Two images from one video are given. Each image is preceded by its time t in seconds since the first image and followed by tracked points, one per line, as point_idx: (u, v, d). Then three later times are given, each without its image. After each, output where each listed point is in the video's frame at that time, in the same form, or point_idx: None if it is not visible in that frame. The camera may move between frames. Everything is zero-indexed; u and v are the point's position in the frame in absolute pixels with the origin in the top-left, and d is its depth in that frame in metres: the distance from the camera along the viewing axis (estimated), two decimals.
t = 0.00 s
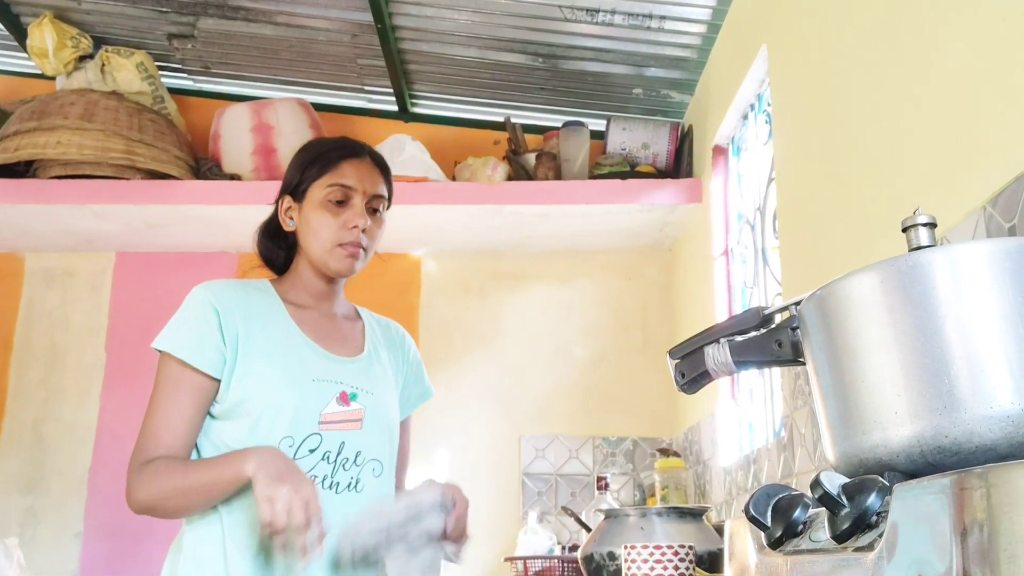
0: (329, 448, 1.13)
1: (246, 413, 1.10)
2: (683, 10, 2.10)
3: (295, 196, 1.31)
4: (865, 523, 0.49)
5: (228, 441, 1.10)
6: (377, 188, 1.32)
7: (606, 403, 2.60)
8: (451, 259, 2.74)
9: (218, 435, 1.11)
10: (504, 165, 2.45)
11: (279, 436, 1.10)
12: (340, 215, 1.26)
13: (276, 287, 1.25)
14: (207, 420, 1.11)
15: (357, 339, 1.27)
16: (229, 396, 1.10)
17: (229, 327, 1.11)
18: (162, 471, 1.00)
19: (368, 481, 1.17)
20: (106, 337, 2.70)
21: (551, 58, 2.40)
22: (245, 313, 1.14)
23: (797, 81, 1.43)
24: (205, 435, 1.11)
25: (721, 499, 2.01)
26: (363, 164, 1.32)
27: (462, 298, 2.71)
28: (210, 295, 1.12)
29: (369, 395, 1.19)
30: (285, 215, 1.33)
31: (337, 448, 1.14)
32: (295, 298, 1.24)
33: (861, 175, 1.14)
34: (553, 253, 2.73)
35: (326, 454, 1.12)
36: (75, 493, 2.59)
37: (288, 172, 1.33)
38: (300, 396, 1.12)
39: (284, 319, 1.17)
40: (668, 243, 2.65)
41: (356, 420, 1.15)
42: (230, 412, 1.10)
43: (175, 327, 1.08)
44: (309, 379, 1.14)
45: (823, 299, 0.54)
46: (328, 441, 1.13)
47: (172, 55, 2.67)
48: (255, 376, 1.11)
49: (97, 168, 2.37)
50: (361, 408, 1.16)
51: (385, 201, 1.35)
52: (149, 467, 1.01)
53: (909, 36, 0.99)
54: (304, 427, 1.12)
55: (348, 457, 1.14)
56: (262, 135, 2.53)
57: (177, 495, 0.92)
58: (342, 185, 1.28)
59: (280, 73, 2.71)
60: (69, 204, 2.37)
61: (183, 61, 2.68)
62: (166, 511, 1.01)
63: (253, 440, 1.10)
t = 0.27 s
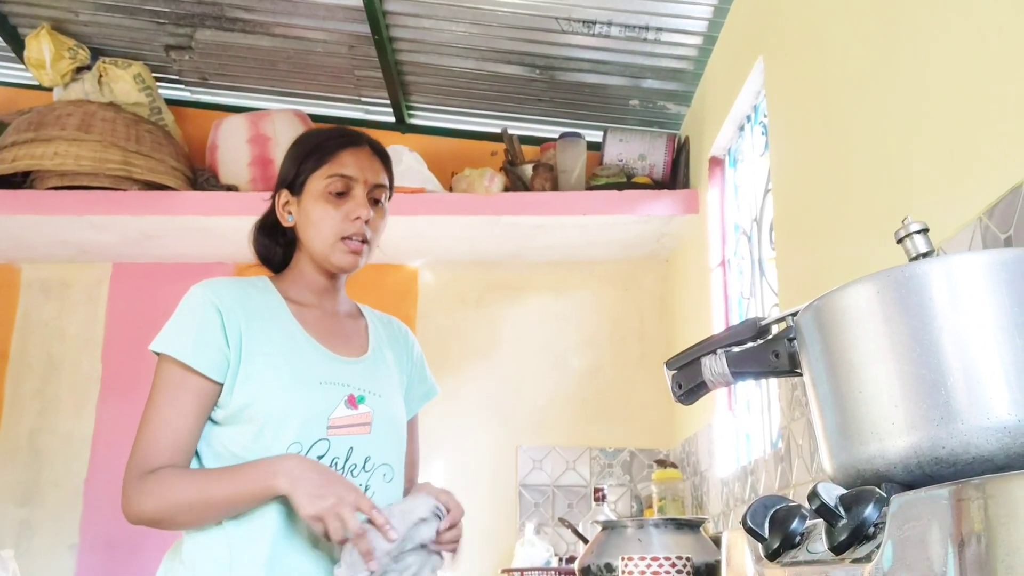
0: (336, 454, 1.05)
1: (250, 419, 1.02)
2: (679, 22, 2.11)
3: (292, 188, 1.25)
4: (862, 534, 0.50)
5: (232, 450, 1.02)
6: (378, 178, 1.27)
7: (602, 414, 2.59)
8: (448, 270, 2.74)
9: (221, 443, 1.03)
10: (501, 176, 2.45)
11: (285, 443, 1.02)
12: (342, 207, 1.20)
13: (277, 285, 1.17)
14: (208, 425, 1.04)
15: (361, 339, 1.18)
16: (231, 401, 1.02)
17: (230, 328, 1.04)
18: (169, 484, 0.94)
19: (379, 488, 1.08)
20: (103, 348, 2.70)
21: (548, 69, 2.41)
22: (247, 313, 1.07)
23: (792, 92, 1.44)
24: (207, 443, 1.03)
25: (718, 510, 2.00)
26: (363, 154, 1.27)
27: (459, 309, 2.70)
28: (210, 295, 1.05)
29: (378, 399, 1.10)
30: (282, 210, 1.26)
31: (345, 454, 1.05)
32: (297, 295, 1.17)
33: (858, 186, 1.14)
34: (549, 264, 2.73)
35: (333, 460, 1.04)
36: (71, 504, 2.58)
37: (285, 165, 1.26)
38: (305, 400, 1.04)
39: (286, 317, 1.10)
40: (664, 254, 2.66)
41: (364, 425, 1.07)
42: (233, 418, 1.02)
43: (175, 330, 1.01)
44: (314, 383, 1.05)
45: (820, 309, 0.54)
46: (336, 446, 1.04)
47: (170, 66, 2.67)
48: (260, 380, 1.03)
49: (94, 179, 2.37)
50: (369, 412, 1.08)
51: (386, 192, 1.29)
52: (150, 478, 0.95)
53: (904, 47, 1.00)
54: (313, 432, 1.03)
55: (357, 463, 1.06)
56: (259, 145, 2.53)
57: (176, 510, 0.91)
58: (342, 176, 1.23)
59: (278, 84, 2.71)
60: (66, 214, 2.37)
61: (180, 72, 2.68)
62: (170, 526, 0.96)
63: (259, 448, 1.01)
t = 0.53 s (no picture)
0: (349, 460, 1.04)
1: (254, 423, 1.00)
2: (677, 41, 2.12)
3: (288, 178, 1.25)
4: (863, 554, 0.49)
5: (233, 454, 0.99)
6: (375, 167, 1.27)
7: (602, 433, 2.59)
8: (447, 289, 2.74)
9: (219, 447, 1.00)
10: (500, 196, 2.46)
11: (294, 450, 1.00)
12: (342, 197, 1.20)
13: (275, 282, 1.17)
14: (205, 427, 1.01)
15: (362, 340, 1.18)
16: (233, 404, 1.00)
17: (232, 330, 1.01)
18: (169, 489, 0.90)
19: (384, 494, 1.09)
20: (101, 367, 2.69)
21: (547, 88, 2.42)
22: (248, 313, 1.04)
23: (790, 111, 1.45)
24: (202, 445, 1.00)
25: (718, 529, 1.99)
26: (360, 139, 1.28)
27: (458, 327, 2.70)
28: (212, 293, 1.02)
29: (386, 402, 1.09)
30: (278, 202, 1.26)
31: (358, 461, 1.04)
32: (295, 291, 1.17)
33: (856, 205, 1.15)
34: (548, 283, 2.73)
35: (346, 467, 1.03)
36: (68, 524, 2.56)
37: (279, 156, 1.27)
38: (314, 403, 1.02)
39: (290, 319, 1.08)
40: (663, 272, 2.66)
41: (375, 429, 1.06)
42: (235, 423, 1.00)
43: (174, 329, 0.97)
44: (322, 385, 1.03)
45: (819, 327, 0.54)
46: (349, 451, 1.03)
47: (170, 85, 2.69)
48: (264, 383, 1.00)
49: (94, 198, 2.38)
50: (379, 416, 1.07)
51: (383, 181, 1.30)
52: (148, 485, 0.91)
53: (902, 67, 1.01)
54: (323, 438, 1.01)
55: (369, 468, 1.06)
56: (259, 164, 2.54)
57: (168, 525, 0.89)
58: (341, 162, 1.24)
59: (277, 104, 2.72)
60: (65, 233, 2.37)
61: (180, 91, 2.70)
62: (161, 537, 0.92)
63: (266, 454, 0.99)
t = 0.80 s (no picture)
0: (348, 463, 1.03)
1: (247, 423, 0.99)
2: (682, 49, 2.12)
3: (284, 163, 1.25)
4: (869, 562, 0.48)
5: (224, 455, 0.98)
6: (372, 150, 1.28)
7: (607, 441, 2.58)
8: (452, 296, 2.74)
9: (210, 448, 0.99)
10: (505, 203, 2.45)
11: (288, 450, 0.99)
12: (339, 184, 1.20)
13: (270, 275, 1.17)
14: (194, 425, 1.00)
15: (360, 340, 1.18)
16: (224, 404, 0.99)
17: (225, 327, 1.00)
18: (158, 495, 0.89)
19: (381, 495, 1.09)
20: (107, 374, 2.70)
21: (552, 96, 2.43)
22: (242, 309, 1.03)
23: (795, 118, 1.45)
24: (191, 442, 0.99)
25: (724, 538, 1.99)
26: (358, 124, 1.29)
27: (463, 335, 2.70)
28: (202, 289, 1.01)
29: (384, 403, 1.09)
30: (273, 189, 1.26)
31: (356, 463, 1.04)
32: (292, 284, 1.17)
33: (861, 212, 1.14)
34: (553, 290, 2.73)
35: (344, 468, 1.03)
36: (74, 531, 2.57)
37: (274, 143, 1.27)
38: (311, 402, 1.01)
39: (287, 317, 1.07)
40: (668, 279, 2.66)
41: (372, 431, 1.05)
42: (226, 423, 0.98)
43: (162, 325, 0.95)
44: (319, 383, 1.03)
45: (824, 334, 0.54)
46: (348, 453, 1.03)
47: (176, 93, 2.70)
48: (259, 383, 0.99)
49: (100, 206, 2.39)
50: (376, 417, 1.06)
51: (381, 164, 1.30)
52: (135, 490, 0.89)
53: (907, 73, 1.01)
54: (321, 439, 1.01)
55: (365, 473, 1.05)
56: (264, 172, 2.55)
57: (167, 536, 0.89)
58: (338, 146, 1.24)
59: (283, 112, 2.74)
60: (71, 240, 2.38)
61: (186, 99, 2.71)
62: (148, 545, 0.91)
63: (258, 454, 0.98)
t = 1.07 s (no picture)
0: (346, 459, 1.03)
1: (246, 416, 0.98)
2: (682, 50, 2.13)
3: (288, 150, 1.25)
4: (869, 563, 0.49)
5: (221, 449, 0.97)
6: (377, 138, 1.28)
7: (607, 442, 2.58)
8: (452, 297, 2.74)
9: (209, 442, 0.98)
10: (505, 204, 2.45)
11: (288, 443, 0.99)
12: (345, 170, 1.20)
13: (272, 264, 1.17)
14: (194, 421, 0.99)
15: (361, 334, 1.17)
16: (225, 396, 0.98)
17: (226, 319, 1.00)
18: (170, 489, 0.88)
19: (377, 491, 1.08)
20: (107, 375, 2.70)
21: (551, 97, 2.43)
22: (245, 301, 1.03)
23: (795, 120, 1.45)
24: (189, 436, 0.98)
25: (723, 539, 1.99)
26: (363, 113, 1.29)
27: (463, 336, 2.70)
28: (205, 279, 1.00)
29: (385, 397, 1.09)
30: (276, 177, 1.27)
31: (353, 460, 1.04)
32: (294, 274, 1.17)
33: (860, 213, 1.15)
34: (553, 291, 2.73)
35: (343, 464, 1.03)
36: (74, 532, 2.57)
37: (277, 133, 1.27)
38: (312, 396, 1.01)
39: (288, 311, 1.07)
40: (668, 280, 2.66)
41: (373, 427, 1.05)
42: (225, 415, 0.98)
43: (164, 313, 0.95)
44: (322, 377, 1.03)
45: (824, 335, 0.54)
46: (347, 449, 1.03)
47: (176, 95, 2.70)
48: (260, 376, 0.99)
49: (100, 207, 2.39)
50: (378, 412, 1.06)
51: (387, 153, 1.30)
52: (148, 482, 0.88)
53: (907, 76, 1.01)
54: (321, 434, 1.01)
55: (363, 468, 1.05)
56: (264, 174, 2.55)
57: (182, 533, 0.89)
58: (343, 134, 1.24)
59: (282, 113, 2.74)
60: (71, 241, 2.38)
61: (186, 100, 2.71)
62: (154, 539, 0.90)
63: (256, 448, 0.98)
